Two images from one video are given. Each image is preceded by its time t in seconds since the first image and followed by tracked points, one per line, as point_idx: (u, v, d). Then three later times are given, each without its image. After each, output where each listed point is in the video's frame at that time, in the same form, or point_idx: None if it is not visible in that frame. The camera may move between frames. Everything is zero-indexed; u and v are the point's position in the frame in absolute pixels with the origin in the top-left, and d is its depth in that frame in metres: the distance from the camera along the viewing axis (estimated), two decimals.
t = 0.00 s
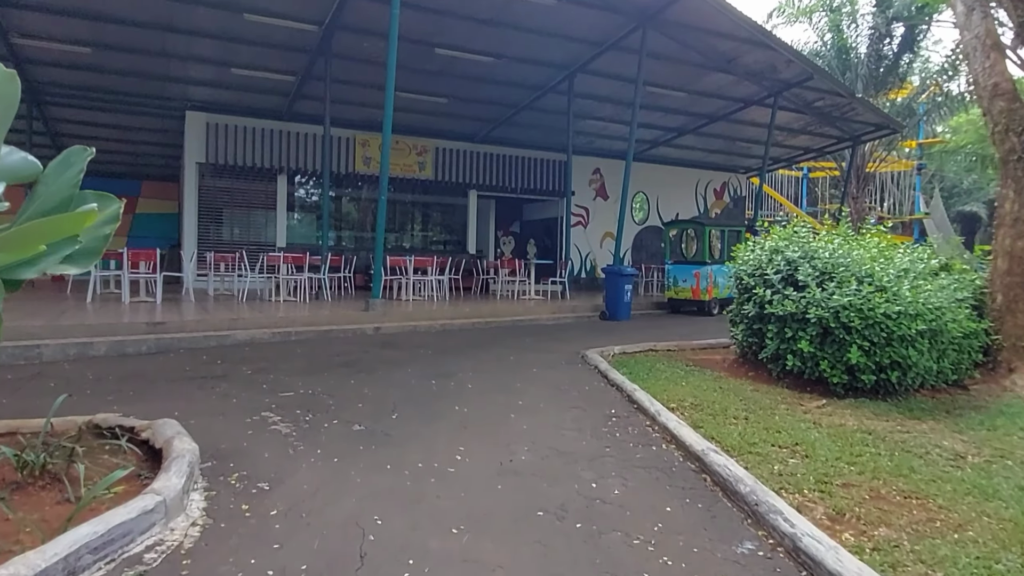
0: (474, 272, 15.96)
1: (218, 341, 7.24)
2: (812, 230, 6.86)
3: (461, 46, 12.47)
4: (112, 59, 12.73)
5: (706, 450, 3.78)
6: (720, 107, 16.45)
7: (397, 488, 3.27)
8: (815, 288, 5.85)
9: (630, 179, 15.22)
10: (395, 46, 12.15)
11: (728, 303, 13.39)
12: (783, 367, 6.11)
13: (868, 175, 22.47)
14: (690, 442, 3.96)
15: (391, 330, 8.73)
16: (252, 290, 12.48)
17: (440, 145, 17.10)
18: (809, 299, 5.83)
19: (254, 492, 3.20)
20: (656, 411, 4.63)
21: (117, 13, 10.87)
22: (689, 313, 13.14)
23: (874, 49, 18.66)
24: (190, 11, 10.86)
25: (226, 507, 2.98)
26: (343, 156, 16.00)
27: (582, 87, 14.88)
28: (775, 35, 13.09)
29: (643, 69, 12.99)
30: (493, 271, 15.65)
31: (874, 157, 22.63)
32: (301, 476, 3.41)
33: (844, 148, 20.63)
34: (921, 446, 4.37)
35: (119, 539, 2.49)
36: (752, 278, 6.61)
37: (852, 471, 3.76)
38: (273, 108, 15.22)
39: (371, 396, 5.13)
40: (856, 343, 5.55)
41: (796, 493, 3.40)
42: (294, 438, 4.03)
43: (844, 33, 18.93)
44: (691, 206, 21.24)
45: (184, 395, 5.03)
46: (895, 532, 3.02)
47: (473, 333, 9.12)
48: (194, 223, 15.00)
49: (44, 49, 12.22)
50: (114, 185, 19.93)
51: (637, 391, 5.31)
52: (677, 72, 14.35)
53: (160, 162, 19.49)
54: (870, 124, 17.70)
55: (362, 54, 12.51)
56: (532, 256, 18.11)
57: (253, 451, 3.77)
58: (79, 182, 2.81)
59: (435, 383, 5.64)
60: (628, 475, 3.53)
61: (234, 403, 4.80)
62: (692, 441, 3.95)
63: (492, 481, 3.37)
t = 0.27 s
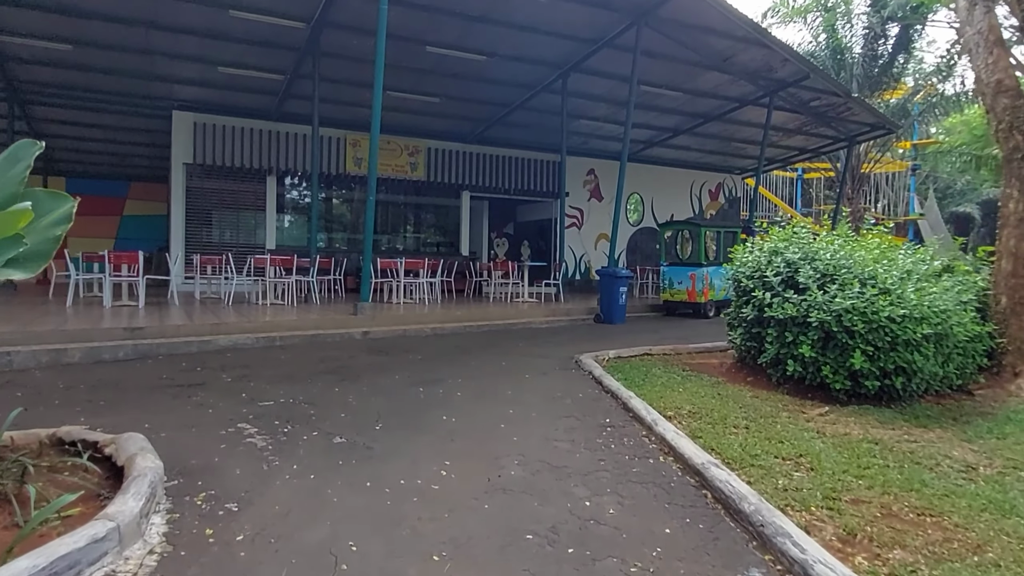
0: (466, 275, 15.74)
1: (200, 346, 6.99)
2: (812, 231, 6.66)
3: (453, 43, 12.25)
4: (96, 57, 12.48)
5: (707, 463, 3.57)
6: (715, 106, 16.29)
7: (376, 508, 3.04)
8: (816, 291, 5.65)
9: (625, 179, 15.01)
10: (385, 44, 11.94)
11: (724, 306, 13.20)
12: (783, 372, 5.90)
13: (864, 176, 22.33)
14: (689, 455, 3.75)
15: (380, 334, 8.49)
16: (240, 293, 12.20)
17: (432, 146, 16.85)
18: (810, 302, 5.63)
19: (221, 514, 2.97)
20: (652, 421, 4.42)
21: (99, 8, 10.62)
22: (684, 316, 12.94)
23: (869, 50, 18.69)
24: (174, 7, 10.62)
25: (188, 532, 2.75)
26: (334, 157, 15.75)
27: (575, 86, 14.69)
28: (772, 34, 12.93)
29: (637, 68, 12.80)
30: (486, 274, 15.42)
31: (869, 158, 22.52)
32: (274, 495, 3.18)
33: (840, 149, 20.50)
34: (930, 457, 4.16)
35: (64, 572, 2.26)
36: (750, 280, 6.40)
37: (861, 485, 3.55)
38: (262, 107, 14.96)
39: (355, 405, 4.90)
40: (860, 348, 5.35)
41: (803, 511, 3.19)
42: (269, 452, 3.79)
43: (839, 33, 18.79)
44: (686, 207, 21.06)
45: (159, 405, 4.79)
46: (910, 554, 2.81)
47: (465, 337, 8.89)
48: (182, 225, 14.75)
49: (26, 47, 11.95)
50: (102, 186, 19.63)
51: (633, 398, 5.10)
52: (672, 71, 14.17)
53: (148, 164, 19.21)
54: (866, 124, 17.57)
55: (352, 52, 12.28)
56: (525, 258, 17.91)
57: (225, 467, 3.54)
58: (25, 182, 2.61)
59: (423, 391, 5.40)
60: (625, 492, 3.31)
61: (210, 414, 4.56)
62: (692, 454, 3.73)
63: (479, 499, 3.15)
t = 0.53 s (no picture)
0: (455, 276, 15.51)
1: (175, 354, 6.72)
2: (810, 230, 6.47)
3: (439, 41, 12.01)
4: (72, 56, 12.14)
5: (710, 478, 3.34)
6: (706, 104, 16.13)
7: (353, 534, 2.79)
8: (817, 292, 5.44)
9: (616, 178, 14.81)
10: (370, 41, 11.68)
11: (717, 306, 13.03)
12: (782, 376, 5.69)
13: (854, 174, 22.25)
14: (690, 469, 3.52)
15: (365, 339, 8.23)
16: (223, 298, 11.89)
17: (419, 145, 16.57)
18: (811, 303, 5.43)
19: (182, 544, 2.71)
20: (650, 431, 4.18)
21: (74, 5, 10.30)
22: (677, 316, 12.75)
23: (858, 48, 18.56)
24: (152, 4, 10.32)
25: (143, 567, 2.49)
26: (319, 158, 15.46)
27: (564, 85, 14.47)
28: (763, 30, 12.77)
29: (627, 65, 12.61)
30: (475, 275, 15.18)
31: (859, 156, 22.44)
32: (242, 521, 2.92)
33: (831, 147, 20.39)
34: (942, 466, 3.95)
35: None
36: (748, 281, 6.20)
37: (873, 499, 3.34)
38: (245, 107, 14.65)
39: (335, 416, 4.64)
40: (863, 351, 5.14)
41: (815, 531, 2.97)
42: (240, 471, 3.53)
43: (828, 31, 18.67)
44: (677, 206, 20.90)
45: (126, 418, 4.52)
46: None
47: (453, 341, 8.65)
48: (163, 228, 14.44)
49: None
50: (81, 188, 19.19)
51: (628, 406, 4.87)
52: (663, 68, 13.98)
53: (129, 165, 18.83)
54: (857, 122, 17.47)
55: (336, 50, 12.01)
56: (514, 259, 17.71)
57: (191, 488, 3.28)
58: None
59: (407, 400, 5.15)
60: (622, 512, 3.07)
61: (179, 428, 4.29)
62: (693, 468, 3.51)
63: (465, 523, 2.91)
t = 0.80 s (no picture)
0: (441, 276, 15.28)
1: (147, 360, 6.45)
2: (804, 230, 6.31)
3: (424, 37, 11.77)
4: (46, 51, 11.79)
5: (709, 494, 3.15)
6: (695, 103, 16.01)
7: (324, 560, 2.56)
8: (814, 294, 5.27)
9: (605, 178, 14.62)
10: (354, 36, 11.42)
11: (707, 307, 12.90)
12: (778, 380, 5.52)
13: (842, 174, 22.22)
14: (688, 483, 3.33)
15: (348, 343, 7.98)
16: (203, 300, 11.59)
17: (405, 144, 16.30)
18: (807, 306, 5.26)
19: (137, 574, 2.47)
20: (643, 442, 3.99)
21: None
22: (666, 317, 12.59)
23: (846, 47, 18.52)
24: None
25: None
26: (302, 156, 15.16)
27: (552, 82, 14.27)
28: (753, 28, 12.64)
29: (616, 62, 12.43)
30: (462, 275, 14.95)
31: (847, 155, 22.42)
32: (205, 546, 2.69)
33: (819, 146, 20.33)
34: (949, 476, 3.78)
35: None
36: (742, 282, 6.03)
37: (880, 515, 3.16)
38: (226, 104, 14.34)
39: (313, 426, 4.41)
40: (862, 354, 4.98)
41: (822, 551, 2.78)
42: (206, 488, 3.29)
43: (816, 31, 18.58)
44: (665, 206, 20.76)
45: (90, 430, 4.27)
46: None
47: (439, 344, 8.42)
48: (141, 228, 14.15)
49: None
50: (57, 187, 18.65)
51: (620, 413, 4.67)
52: (651, 66, 13.81)
53: (107, 164, 18.41)
54: (845, 121, 17.41)
55: (319, 46, 11.75)
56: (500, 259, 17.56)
57: (152, 508, 3.04)
58: None
59: (388, 408, 4.93)
60: (617, 532, 2.86)
61: (145, 440, 4.05)
62: (691, 482, 3.31)
63: (448, 546, 2.69)
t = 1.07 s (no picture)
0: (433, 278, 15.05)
1: (124, 365, 6.20)
2: (806, 229, 6.11)
3: (415, 35, 11.55)
4: (27, 48, 11.52)
5: (713, 509, 2.93)
6: (689, 103, 15.84)
7: None
8: (818, 294, 5.07)
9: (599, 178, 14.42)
10: (343, 33, 11.19)
11: (702, 309, 12.71)
12: (779, 385, 5.31)
13: (837, 175, 22.10)
14: (691, 497, 3.10)
15: (335, 346, 7.74)
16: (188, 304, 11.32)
17: (396, 144, 16.06)
18: (811, 307, 5.05)
19: None
20: (642, 451, 3.77)
21: None
22: (662, 319, 12.39)
23: (840, 48, 18.46)
24: None
25: None
26: (292, 156, 14.89)
27: (545, 81, 14.07)
28: (749, 26, 12.49)
29: (609, 60, 12.24)
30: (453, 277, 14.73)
31: (841, 157, 22.32)
32: (165, 572, 2.44)
33: (814, 147, 20.20)
34: (965, 487, 3.57)
35: None
36: (742, 282, 5.83)
37: (896, 531, 2.95)
38: (213, 103, 14.07)
39: (292, 436, 4.17)
40: (868, 357, 4.77)
41: (836, 572, 2.56)
42: (173, 506, 3.04)
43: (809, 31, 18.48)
44: (659, 207, 20.59)
45: (54, 440, 4.01)
46: None
47: (429, 347, 8.19)
48: (126, 229, 13.84)
49: None
50: (42, 188, 18.35)
51: (617, 421, 4.45)
52: (646, 65, 13.64)
53: (93, 164, 18.10)
54: (840, 121, 17.29)
55: (307, 43, 11.52)
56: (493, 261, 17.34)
57: (111, 528, 2.79)
58: None
59: (373, 416, 4.69)
60: (616, 553, 2.64)
61: (111, 452, 3.80)
62: (695, 496, 3.09)
63: (431, 570, 2.46)
